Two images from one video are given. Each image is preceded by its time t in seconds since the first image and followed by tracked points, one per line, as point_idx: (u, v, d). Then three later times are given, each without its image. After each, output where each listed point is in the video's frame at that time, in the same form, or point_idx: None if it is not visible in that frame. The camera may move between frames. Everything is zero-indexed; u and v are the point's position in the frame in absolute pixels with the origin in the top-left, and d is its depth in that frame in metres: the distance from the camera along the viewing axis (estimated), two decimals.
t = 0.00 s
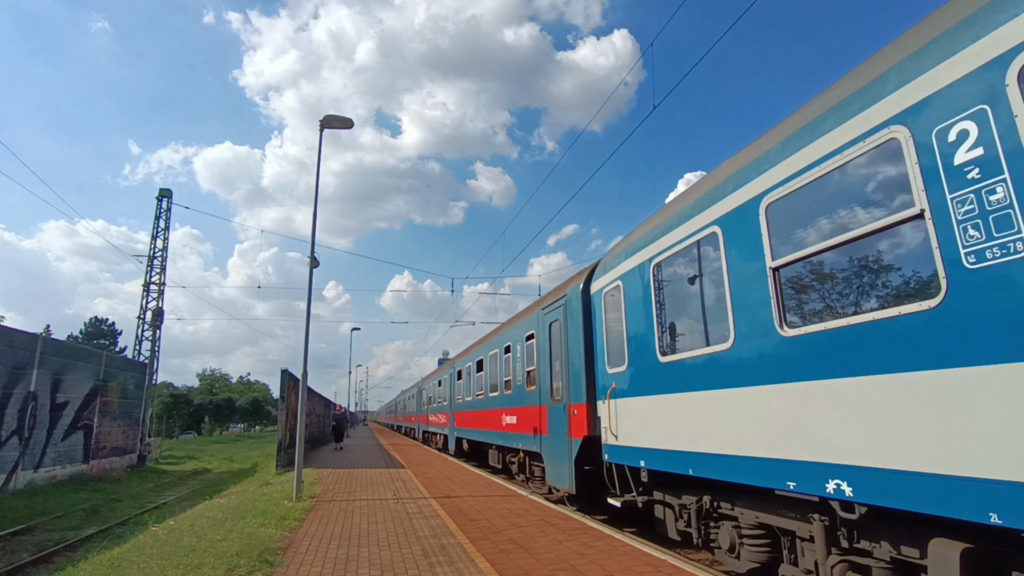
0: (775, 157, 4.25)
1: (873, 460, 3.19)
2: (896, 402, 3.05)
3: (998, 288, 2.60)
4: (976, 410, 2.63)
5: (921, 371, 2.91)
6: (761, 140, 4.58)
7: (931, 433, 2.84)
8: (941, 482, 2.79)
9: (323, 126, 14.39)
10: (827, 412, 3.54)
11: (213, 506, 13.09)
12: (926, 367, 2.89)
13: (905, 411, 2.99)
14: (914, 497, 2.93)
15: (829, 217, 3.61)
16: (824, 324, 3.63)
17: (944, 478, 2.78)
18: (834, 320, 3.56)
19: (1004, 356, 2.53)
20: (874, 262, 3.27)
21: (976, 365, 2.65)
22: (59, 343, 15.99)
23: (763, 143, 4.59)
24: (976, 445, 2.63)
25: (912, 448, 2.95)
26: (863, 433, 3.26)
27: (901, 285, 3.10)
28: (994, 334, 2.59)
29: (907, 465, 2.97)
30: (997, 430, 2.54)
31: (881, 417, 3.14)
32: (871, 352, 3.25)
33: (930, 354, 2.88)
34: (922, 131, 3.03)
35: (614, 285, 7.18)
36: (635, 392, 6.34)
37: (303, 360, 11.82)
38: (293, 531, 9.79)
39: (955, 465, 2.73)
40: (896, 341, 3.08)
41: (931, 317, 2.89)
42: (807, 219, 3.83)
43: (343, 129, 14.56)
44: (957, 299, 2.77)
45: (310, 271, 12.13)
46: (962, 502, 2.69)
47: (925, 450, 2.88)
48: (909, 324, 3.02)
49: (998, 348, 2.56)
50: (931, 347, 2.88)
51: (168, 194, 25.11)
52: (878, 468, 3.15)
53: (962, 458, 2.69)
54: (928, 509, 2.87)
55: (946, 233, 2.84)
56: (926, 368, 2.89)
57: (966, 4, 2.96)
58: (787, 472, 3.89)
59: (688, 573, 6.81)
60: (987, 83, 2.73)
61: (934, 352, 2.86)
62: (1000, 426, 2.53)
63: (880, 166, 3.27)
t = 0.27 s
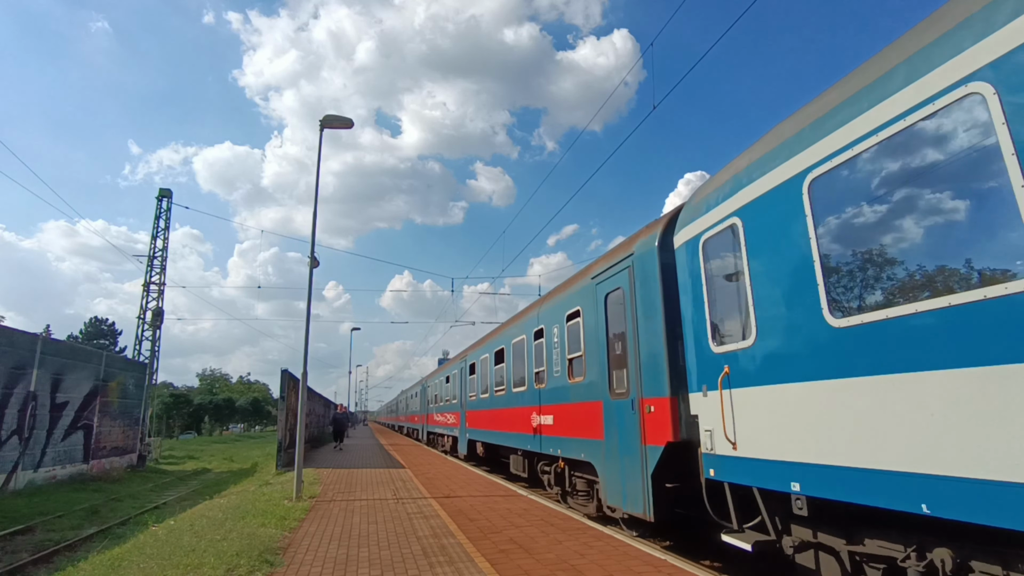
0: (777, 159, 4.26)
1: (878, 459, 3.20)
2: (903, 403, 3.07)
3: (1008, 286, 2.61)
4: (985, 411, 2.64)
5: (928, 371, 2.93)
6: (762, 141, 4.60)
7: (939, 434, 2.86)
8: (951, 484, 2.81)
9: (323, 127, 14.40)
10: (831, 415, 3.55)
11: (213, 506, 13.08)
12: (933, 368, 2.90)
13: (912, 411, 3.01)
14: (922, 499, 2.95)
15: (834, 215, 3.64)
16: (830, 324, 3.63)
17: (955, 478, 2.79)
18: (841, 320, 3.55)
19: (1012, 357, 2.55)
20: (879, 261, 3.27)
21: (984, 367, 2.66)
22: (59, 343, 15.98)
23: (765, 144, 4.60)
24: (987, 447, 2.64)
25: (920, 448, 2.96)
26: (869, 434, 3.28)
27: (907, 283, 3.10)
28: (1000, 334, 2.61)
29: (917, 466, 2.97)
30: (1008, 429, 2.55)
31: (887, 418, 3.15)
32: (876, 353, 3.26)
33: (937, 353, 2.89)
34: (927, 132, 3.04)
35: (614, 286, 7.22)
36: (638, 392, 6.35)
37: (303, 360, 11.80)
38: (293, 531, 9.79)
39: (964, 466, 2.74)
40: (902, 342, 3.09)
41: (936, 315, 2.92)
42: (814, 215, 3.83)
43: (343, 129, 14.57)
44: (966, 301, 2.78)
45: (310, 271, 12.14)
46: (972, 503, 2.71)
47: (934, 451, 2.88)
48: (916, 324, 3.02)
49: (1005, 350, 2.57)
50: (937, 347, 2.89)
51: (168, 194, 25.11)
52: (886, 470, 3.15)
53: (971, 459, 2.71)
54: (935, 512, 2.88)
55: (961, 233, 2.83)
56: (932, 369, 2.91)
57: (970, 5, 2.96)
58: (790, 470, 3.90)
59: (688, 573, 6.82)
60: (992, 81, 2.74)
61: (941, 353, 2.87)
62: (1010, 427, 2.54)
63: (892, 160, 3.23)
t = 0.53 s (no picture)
0: (781, 163, 4.32)
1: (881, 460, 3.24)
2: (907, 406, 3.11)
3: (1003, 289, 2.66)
4: (986, 413, 2.69)
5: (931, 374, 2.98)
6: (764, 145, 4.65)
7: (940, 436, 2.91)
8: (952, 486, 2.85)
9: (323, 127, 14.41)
10: (838, 417, 3.60)
11: (213, 505, 13.08)
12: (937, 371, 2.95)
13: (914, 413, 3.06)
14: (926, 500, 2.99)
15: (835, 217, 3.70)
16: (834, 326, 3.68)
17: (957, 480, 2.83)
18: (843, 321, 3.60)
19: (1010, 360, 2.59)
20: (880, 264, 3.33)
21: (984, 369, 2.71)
22: (59, 343, 15.99)
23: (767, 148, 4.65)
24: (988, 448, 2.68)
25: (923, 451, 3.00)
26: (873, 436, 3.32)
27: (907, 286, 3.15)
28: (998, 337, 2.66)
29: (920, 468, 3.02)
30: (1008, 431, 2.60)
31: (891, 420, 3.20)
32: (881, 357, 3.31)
33: (939, 355, 2.94)
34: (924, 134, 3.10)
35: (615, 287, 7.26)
36: (638, 392, 6.39)
37: (303, 360, 11.82)
38: (294, 531, 9.78)
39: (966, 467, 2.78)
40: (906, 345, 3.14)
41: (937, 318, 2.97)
42: (817, 219, 3.89)
43: (343, 129, 14.58)
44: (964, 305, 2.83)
45: (310, 271, 12.15)
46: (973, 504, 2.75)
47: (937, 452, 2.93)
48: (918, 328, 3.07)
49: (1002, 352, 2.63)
50: (939, 349, 2.94)
51: (167, 194, 25.13)
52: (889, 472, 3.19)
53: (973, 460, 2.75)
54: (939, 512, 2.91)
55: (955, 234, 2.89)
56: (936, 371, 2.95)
57: (967, 11, 3.02)
58: (793, 472, 3.94)
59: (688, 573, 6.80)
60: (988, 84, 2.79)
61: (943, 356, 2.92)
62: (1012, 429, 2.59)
63: (891, 163, 3.28)
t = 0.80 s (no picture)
0: (781, 163, 4.34)
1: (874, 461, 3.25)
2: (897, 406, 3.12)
3: (994, 290, 2.66)
4: (977, 414, 2.69)
5: (921, 374, 2.98)
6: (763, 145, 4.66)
7: (928, 436, 2.94)
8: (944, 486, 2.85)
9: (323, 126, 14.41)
10: (828, 417, 3.61)
11: (213, 505, 13.09)
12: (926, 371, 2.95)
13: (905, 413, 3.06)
14: (919, 500, 3.00)
15: (830, 216, 3.71)
16: (825, 327, 3.69)
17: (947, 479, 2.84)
18: (835, 321, 3.61)
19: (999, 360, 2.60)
20: (871, 263, 3.33)
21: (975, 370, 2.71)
22: (60, 343, 16.00)
23: (767, 148, 4.66)
24: (979, 449, 2.69)
25: (914, 450, 3.01)
26: (865, 436, 3.32)
27: (896, 286, 3.16)
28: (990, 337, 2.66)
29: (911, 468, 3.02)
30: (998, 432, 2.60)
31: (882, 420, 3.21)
32: (870, 356, 3.31)
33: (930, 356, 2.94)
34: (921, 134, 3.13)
35: (614, 286, 7.27)
36: (636, 392, 6.39)
37: (303, 360, 11.81)
38: (293, 531, 9.79)
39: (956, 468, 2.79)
40: (896, 345, 3.14)
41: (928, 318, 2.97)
42: (813, 219, 3.90)
43: (343, 129, 14.58)
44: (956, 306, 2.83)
45: (310, 271, 12.17)
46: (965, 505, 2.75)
47: (928, 452, 2.93)
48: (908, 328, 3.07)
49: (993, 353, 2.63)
50: (929, 350, 2.94)
51: (168, 194, 25.16)
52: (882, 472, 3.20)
53: (964, 461, 2.75)
54: (930, 509, 2.94)
55: (950, 234, 2.90)
56: (925, 372, 2.96)
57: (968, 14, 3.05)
58: (789, 472, 3.95)
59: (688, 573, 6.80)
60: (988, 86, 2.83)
61: (934, 356, 2.92)
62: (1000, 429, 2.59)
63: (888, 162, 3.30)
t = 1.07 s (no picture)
0: (781, 163, 4.36)
1: (881, 460, 3.30)
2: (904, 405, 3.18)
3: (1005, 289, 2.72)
4: (986, 411, 2.75)
5: (929, 373, 3.04)
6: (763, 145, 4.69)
7: (934, 435, 3.01)
8: (953, 483, 2.91)
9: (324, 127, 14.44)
10: (834, 417, 3.66)
11: (213, 506, 13.10)
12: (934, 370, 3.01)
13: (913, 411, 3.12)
14: (927, 498, 3.05)
15: (836, 217, 3.74)
16: (830, 326, 3.74)
17: (955, 476, 2.89)
18: (841, 321, 3.65)
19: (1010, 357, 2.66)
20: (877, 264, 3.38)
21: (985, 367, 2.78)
22: (60, 343, 16.00)
23: (766, 148, 4.68)
24: (986, 445, 2.75)
25: (923, 448, 3.06)
26: (872, 436, 3.38)
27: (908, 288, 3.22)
28: (1000, 336, 2.72)
29: (920, 466, 3.07)
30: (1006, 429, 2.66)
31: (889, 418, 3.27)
32: (877, 356, 3.37)
33: (938, 355, 3.00)
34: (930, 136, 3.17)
35: (614, 286, 7.29)
36: (638, 392, 6.42)
37: (303, 360, 11.81)
38: (293, 531, 9.80)
39: (965, 464, 2.84)
40: (904, 345, 3.20)
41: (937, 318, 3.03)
42: (816, 220, 3.93)
43: (344, 129, 14.60)
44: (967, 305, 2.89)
45: (310, 271, 12.19)
46: (970, 502, 2.82)
47: (936, 450, 2.99)
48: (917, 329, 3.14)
49: (1004, 351, 2.69)
50: (938, 349, 3.01)
51: (168, 194, 25.19)
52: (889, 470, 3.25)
53: (972, 457, 2.81)
54: (934, 506, 3.02)
55: (956, 234, 2.97)
56: (934, 371, 3.02)
57: (972, 15, 3.08)
58: (795, 472, 3.99)
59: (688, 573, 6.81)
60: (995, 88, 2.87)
61: (943, 354, 2.98)
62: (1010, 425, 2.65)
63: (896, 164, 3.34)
